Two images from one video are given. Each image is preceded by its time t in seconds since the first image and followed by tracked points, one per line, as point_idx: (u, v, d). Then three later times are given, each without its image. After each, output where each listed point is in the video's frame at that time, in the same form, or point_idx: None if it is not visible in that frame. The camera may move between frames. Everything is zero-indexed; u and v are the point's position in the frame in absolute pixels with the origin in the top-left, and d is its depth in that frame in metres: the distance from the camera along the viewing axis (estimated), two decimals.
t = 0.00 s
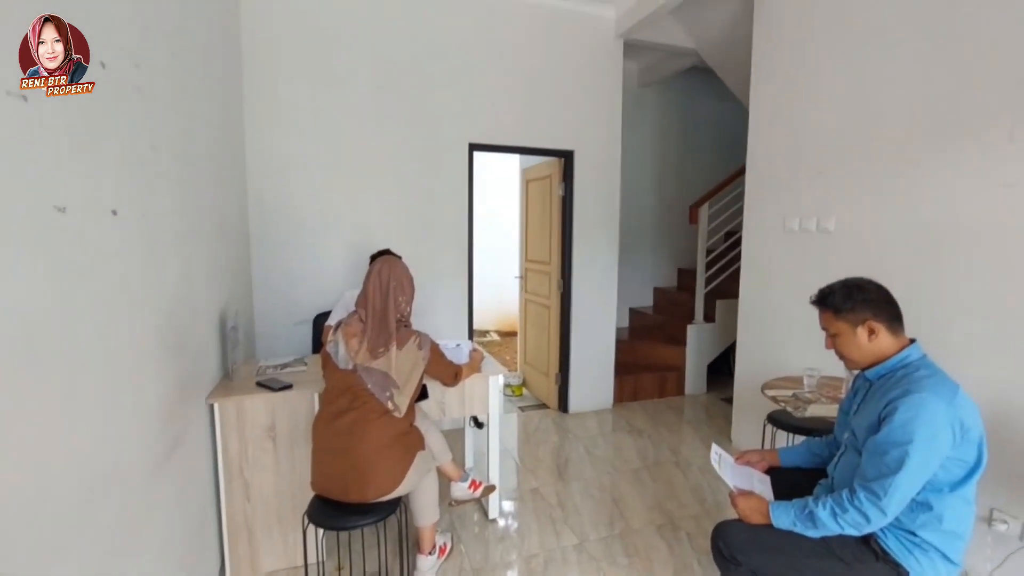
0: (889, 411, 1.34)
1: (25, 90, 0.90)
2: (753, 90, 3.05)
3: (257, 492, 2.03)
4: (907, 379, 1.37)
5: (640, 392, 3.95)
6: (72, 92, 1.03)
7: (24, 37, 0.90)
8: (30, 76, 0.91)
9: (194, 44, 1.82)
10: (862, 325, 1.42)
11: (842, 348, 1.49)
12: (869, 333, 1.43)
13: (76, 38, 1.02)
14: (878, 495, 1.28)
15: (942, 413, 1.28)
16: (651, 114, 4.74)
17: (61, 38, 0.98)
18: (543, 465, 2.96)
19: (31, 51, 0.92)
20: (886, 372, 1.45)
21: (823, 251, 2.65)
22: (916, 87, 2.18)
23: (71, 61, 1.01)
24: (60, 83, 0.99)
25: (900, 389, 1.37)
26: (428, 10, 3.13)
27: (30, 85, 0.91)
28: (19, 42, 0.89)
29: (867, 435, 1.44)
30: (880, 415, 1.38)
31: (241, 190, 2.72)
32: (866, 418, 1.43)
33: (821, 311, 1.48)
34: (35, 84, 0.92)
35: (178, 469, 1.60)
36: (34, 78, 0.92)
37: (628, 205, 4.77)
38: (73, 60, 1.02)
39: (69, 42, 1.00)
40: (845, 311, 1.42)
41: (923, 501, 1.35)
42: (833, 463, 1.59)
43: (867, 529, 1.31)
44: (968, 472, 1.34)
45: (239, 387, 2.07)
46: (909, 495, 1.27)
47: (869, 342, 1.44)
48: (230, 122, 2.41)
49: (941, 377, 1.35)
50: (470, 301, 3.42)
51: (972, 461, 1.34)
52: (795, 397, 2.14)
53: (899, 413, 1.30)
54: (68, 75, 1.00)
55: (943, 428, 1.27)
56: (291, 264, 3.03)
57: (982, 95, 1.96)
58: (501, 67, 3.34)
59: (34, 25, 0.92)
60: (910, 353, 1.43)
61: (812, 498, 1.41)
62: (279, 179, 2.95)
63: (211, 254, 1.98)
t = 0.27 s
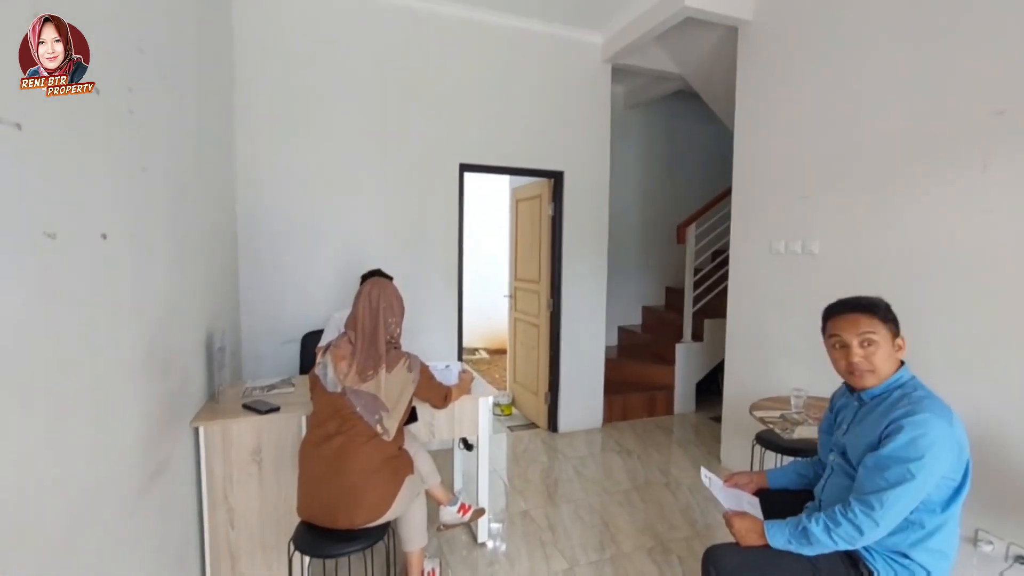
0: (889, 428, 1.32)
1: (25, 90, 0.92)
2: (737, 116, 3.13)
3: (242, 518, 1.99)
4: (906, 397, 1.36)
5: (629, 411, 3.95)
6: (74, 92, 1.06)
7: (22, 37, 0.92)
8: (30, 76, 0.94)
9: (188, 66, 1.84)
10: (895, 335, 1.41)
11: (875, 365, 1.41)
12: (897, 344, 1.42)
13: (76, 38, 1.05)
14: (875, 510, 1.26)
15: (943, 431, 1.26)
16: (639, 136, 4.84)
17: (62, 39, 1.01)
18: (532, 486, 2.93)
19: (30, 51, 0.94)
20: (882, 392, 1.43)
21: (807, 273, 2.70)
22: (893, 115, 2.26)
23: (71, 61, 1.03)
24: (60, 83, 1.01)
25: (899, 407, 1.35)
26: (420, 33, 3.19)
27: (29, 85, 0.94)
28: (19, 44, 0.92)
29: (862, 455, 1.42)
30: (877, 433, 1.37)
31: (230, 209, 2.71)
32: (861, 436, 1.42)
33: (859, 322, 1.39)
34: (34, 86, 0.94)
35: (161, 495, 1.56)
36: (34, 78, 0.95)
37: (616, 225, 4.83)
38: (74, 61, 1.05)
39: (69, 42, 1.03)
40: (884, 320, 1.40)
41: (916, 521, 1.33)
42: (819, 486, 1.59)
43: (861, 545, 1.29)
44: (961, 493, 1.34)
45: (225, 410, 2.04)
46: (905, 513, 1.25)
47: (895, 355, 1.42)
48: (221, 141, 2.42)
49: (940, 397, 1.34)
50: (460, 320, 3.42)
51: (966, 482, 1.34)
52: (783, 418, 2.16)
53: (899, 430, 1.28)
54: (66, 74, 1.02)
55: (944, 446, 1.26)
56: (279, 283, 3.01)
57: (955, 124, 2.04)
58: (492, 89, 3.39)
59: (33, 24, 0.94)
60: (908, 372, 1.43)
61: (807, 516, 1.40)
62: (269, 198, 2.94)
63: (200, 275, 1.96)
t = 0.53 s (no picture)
0: (897, 438, 1.28)
1: (25, 89, 0.94)
2: (727, 124, 3.17)
3: (231, 528, 1.97)
4: (910, 406, 1.33)
5: (622, 417, 3.96)
6: (78, 92, 1.09)
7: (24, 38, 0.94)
8: (30, 76, 0.96)
9: (179, 73, 1.83)
10: (900, 345, 1.38)
11: (881, 373, 1.37)
12: (902, 354, 1.39)
13: (74, 37, 1.07)
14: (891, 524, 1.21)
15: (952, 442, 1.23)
16: (630, 142, 4.87)
17: (61, 38, 1.03)
18: (525, 493, 2.93)
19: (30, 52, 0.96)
20: (883, 401, 1.40)
21: (797, 280, 2.73)
22: (880, 125, 2.30)
23: (71, 61, 1.05)
24: (60, 83, 1.03)
25: (904, 416, 1.32)
26: (413, 40, 3.20)
27: (30, 84, 0.95)
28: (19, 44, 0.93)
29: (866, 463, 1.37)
30: (884, 443, 1.32)
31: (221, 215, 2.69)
32: (863, 444, 1.38)
33: (868, 328, 1.36)
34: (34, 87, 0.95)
35: (150, 506, 1.54)
36: (34, 78, 0.97)
37: (608, 231, 4.86)
38: (74, 61, 1.07)
39: (68, 42, 1.05)
40: (891, 328, 1.37)
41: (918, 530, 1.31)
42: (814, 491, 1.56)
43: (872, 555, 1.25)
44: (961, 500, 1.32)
45: (215, 419, 2.02)
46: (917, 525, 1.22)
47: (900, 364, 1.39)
48: (212, 148, 2.40)
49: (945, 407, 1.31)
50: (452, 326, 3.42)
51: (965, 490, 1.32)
52: (773, 425, 2.18)
53: (910, 440, 1.25)
54: (66, 75, 1.05)
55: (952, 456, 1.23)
56: (270, 289, 2.99)
57: (940, 135, 2.08)
58: (485, 96, 3.41)
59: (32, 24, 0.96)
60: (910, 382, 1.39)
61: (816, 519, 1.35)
62: (261, 204, 2.93)
63: (190, 283, 1.95)
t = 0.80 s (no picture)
0: (885, 436, 1.27)
1: (25, 89, 0.95)
2: (719, 130, 3.19)
3: (222, 536, 1.95)
4: (900, 407, 1.32)
5: (614, 421, 3.97)
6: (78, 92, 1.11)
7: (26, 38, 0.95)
8: (30, 75, 0.97)
9: (172, 77, 1.82)
10: (891, 347, 1.38)
11: (871, 374, 1.37)
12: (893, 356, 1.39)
13: (74, 36, 1.08)
14: (870, 511, 1.20)
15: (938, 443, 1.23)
16: (623, 147, 4.90)
17: (61, 38, 1.04)
18: (518, 499, 2.92)
19: (30, 52, 0.97)
20: (872, 402, 1.39)
21: (788, 285, 2.75)
22: (869, 133, 2.34)
23: (70, 61, 1.07)
24: (60, 82, 1.05)
25: (894, 416, 1.31)
26: (407, 44, 3.20)
27: (30, 84, 0.97)
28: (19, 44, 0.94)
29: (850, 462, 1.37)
30: (871, 441, 1.31)
31: (213, 218, 2.67)
32: (850, 442, 1.37)
33: (859, 329, 1.36)
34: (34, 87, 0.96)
35: (140, 515, 1.52)
36: (34, 77, 0.98)
37: (601, 235, 4.87)
38: (74, 61, 1.09)
39: (69, 41, 1.07)
40: (883, 330, 1.37)
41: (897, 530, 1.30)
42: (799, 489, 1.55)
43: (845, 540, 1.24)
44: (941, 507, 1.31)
45: (205, 425, 2.00)
46: (895, 518, 1.20)
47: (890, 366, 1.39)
48: (204, 152, 2.39)
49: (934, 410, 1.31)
50: (445, 331, 3.41)
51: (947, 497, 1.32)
52: (765, 430, 2.19)
53: (897, 438, 1.24)
54: (66, 76, 1.06)
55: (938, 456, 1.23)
56: (262, 294, 2.97)
57: (928, 143, 2.11)
58: (478, 101, 3.42)
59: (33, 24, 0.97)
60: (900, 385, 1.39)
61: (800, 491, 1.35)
62: (252, 208, 2.91)
63: (180, 288, 1.93)
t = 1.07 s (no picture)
0: (851, 438, 1.29)
1: (24, 90, 0.98)
2: (708, 137, 3.22)
3: (208, 545, 1.91)
4: (864, 409, 1.34)
5: (605, 425, 3.98)
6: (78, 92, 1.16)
7: (27, 37, 0.98)
8: (29, 76, 0.99)
9: (159, 80, 1.80)
10: (854, 351, 1.39)
11: (834, 378, 1.38)
12: (856, 358, 1.40)
13: (74, 36, 1.12)
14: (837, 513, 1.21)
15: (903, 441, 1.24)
16: (613, 152, 4.93)
17: (60, 38, 1.07)
18: (508, 504, 2.91)
19: (31, 52, 0.99)
20: (838, 405, 1.40)
21: (776, 290, 2.78)
22: (855, 140, 2.37)
23: (71, 62, 1.11)
24: (60, 82, 1.08)
25: (859, 419, 1.32)
26: (398, 48, 3.20)
27: (29, 84, 0.99)
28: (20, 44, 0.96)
29: (821, 466, 1.38)
30: (839, 445, 1.32)
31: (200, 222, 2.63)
32: (819, 447, 1.38)
33: (821, 336, 1.37)
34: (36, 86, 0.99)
35: (124, 524, 1.49)
36: (33, 77, 1.01)
37: (591, 240, 4.89)
38: (74, 61, 1.13)
39: (69, 43, 1.11)
40: (845, 335, 1.38)
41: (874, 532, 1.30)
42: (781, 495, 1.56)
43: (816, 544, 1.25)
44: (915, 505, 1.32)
45: (191, 432, 1.96)
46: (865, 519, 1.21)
47: (854, 369, 1.40)
48: (192, 153, 2.36)
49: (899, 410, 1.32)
50: (435, 335, 3.40)
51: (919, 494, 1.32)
52: (754, 434, 2.20)
53: (863, 441, 1.25)
54: (66, 75, 1.10)
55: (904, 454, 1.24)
56: (249, 298, 2.93)
57: (912, 151, 2.15)
58: (469, 106, 3.42)
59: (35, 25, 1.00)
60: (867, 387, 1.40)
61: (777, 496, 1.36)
62: (241, 211, 2.88)
63: (167, 293, 1.90)
